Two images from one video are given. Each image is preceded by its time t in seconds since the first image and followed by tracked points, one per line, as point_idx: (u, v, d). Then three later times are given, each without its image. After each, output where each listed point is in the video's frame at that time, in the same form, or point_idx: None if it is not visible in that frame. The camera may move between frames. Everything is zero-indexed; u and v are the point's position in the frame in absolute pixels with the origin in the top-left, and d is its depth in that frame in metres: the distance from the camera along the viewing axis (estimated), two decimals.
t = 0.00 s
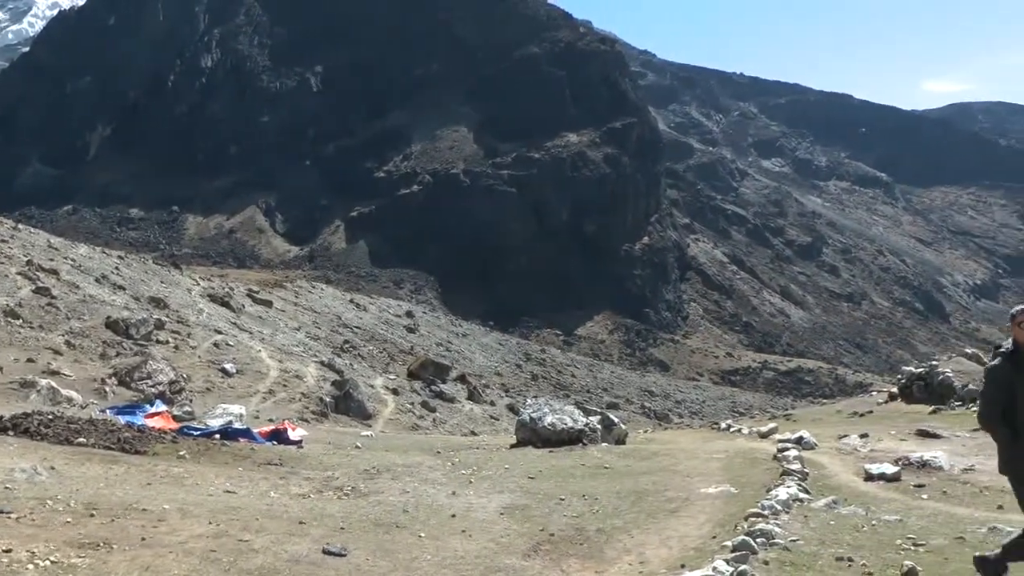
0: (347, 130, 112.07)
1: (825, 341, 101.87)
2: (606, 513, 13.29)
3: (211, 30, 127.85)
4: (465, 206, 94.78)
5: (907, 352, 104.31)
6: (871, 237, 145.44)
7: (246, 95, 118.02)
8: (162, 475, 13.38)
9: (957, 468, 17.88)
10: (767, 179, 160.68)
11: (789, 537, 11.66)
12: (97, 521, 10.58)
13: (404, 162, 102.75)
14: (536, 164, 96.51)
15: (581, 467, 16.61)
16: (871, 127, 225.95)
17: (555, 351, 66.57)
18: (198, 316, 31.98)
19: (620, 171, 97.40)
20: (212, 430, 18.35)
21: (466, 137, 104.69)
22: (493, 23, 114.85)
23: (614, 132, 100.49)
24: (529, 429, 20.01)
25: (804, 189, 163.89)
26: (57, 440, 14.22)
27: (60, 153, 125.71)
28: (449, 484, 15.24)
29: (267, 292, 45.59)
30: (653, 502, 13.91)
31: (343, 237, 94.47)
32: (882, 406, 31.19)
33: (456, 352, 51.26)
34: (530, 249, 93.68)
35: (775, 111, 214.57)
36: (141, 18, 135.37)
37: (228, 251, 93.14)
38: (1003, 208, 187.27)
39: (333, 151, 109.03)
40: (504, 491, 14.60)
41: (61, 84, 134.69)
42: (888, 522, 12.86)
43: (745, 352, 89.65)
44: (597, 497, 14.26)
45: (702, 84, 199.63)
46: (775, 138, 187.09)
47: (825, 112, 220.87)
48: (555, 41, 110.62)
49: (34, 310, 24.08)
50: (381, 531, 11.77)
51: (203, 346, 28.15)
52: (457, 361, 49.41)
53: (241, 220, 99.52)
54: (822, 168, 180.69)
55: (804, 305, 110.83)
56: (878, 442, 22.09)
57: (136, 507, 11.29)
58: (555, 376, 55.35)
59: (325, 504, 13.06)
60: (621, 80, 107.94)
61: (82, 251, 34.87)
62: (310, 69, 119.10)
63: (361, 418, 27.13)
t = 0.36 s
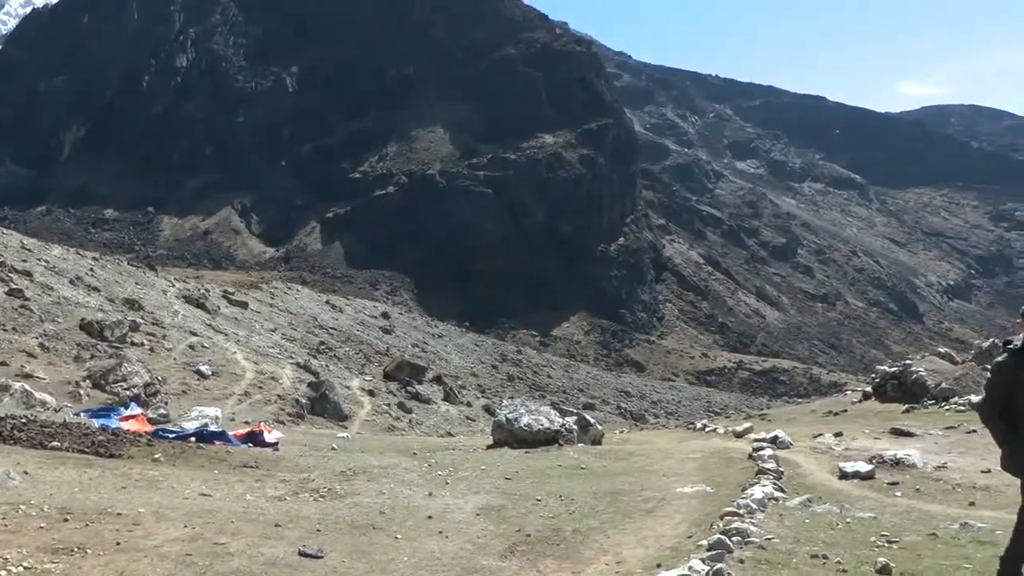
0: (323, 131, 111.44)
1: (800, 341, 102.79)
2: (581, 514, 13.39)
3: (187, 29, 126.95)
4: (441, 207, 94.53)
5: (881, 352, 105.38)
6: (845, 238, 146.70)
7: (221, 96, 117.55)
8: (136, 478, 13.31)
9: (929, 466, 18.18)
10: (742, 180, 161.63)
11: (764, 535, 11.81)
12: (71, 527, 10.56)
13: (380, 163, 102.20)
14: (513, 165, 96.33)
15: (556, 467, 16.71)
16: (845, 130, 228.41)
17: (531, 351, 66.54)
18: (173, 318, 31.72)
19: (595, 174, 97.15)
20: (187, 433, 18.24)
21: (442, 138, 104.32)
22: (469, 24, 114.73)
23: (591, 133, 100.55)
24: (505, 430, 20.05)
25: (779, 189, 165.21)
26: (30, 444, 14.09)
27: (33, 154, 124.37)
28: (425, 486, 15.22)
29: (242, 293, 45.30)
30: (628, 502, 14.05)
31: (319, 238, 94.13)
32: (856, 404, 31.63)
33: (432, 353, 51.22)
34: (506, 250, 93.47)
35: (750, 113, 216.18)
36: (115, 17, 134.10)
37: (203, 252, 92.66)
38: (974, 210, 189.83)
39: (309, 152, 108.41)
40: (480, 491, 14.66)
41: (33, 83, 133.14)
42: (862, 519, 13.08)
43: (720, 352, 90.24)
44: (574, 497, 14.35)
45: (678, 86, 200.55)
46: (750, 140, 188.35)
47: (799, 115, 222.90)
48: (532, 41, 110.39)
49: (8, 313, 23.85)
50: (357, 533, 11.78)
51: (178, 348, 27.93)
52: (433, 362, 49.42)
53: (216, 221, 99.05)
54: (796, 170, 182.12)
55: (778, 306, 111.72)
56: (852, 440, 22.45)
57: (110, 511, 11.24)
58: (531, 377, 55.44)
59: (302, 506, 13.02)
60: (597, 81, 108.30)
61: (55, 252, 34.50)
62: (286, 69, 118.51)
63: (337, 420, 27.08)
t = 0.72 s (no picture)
0: (264, 132, 109.46)
1: (743, 340, 104.19)
2: (527, 515, 14.28)
3: (127, 28, 124.68)
4: (384, 211, 93.75)
5: (823, 349, 107.38)
6: (787, 238, 149.01)
7: (162, 98, 115.82)
8: (70, 491, 13.27)
9: (867, 458, 18.74)
10: (685, 182, 163.04)
11: (707, 532, 12.90)
12: (3, 546, 10.96)
13: (324, 165, 100.50)
14: (457, 167, 96.06)
15: (500, 470, 17.37)
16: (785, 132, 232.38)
17: (476, 354, 66.10)
18: (114, 324, 30.82)
19: (540, 175, 98.22)
20: (125, 442, 17.60)
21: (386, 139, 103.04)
22: (413, 24, 113.73)
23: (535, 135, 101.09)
24: (451, 432, 20.58)
25: (722, 191, 167.28)
26: None
27: None
28: (369, 491, 15.60)
29: (184, 298, 44.23)
30: (575, 502, 14.98)
31: (261, 241, 92.72)
32: (798, 402, 31.63)
33: (377, 357, 50.66)
34: (450, 251, 92.83)
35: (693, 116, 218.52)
36: (50, 15, 130.73)
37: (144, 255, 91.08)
38: (910, 211, 194.56)
39: (251, 153, 106.25)
40: (425, 495, 15.21)
41: None
42: (802, 513, 14.31)
43: (663, 352, 91.16)
44: (521, 498, 15.20)
45: (621, 89, 201.77)
46: (692, 142, 190.35)
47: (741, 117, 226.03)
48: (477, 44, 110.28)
49: None
50: (300, 540, 12.37)
51: (119, 355, 27.08)
52: (378, 366, 48.93)
53: (158, 224, 97.58)
54: (738, 171, 184.72)
55: (722, 305, 113.20)
56: (794, 436, 22.78)
57: (43, 527, 11.67)
58: (476, 379, 55.17)
59: (245, 515, 13.38)
60: (541, 83, 108.82)
61: None
62: (228, 69, 116.63)
63: (282, 426, 26.76)
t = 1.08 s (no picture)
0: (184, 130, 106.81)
1: (666, 341, 105.96)
2: (451, 517, 15.45)
3: (41, 21, 120.83)
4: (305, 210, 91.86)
5: (743, 350, 110.03)
6: (708, 240, 152.02)
7: (76, 93, 112.00)
8: None
9: (787, 456, 19.39)
10: (608, 184, 163.10)
11: (629, 532, 13.68)
12: None
13: (245, 164, 98.05)
14: (380, 168, 95.01)
15: (423, 472, 18.73)
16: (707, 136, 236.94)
17: (400, 357, 65.77)
18: (28, 327, 29.63)
19: (462, 176, 98.04)
20: (41, 450, 17.73)
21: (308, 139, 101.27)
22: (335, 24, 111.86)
23: (456, 139, 101.19)
24: (374, 435, 21.82)
25: (646, 194, 169.44)
26: None
27: None
28: (291, 494, 17.10)
29: (101, 300, 42.98)
30: (498, 505, 16.08)
31: (180, 242, 90.61)
32: (719, 402, 32.62)
33: (300, 359, 50.10)
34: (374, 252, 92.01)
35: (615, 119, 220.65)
36: None
37: (59, 258, 88.28)
38: (828, 214, 200.20)
39: (171, 152, 103.57)
40: (348, 498, 16.69)
41: None
42: (724, 511, 14.99)
43: (586, 353, 92.53)
44: (445, 501, 16.40)
45: (545, 91, 202.30)
46: (616, 144, 192.11)
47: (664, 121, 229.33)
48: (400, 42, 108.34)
49: None
50: (222, 546, 13.88)
51: (33, 361, 26.11)
52: (300, 369, 48.42)
53: (74, 225, 94.45)
54: (661, 174, 187.51)
55: (644, 307, 115.10)
56: (716, 435, 23.25)
57: None
58: (399, 382, 55.06)
59: (166, 522, 14.93)
60: (465, 85, 108.77)
61: None
62: (147, 65, 113.63)
63: (202, 430, 26.15)
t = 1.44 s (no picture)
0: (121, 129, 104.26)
1: (606, 342, 106.84)
2: (392, 520, 15.32)
3: None
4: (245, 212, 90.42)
5: (683, 351, 111.52)
6: (649, 242, 153.55)
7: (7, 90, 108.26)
8: None
9: (727, 456, 19.65)
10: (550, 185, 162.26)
11: (569, 533, 13.80)
12: None
13: (184, 165, 96.15)
14: (320, 170, 94.13)
15: (364, 475, 18.53)
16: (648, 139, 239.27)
17: (341, 359, 65.18)
18: None
19: (402, 177, 97.75)
20: None
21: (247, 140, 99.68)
22: (275, 20, 109.37)
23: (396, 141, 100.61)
24: (314, 438, 21.61)
25: (586, 196, 170.32)
26: None
27: None
28: (231, 500, 16.77)
29: (33, 303, 41.70)
30: (438, 507, 15.99)
31: (117, 244, 88.37)
32: (660, 403, 33.09)
33: (239, 363, 49.37)
34: (314, 255, 91.24)
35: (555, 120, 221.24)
36: None
37: None
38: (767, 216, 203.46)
39: (107, 151, 101.03)
40: (287, 503, 16.44)
41: None
42: (664, 511, 15.09)
43: (527, 355, 92.83)
44: (385, 504, 16.27)
45: (485, 91, 201.18)
46: (556, 146, 192.40)
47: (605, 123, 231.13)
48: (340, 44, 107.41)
49: None
50: (158, 556, 13.64)
51: None
52: (240, 372, 47.71)
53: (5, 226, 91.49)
54: (601, 176, 188.64)
55: (585, 308, 116.00)
56: (656, 436, 23.61)
57: None
58: (340, 385, 54.54)
59: (101, 530, 14.73)
60: (405, 86, 108.26)
61: None
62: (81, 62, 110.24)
63: (139, 436, 25.68)
